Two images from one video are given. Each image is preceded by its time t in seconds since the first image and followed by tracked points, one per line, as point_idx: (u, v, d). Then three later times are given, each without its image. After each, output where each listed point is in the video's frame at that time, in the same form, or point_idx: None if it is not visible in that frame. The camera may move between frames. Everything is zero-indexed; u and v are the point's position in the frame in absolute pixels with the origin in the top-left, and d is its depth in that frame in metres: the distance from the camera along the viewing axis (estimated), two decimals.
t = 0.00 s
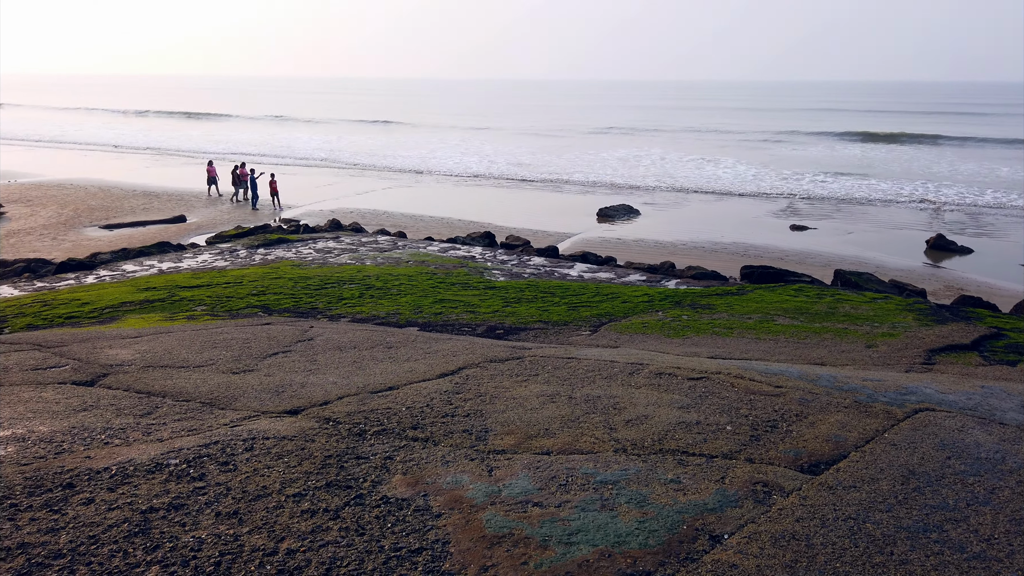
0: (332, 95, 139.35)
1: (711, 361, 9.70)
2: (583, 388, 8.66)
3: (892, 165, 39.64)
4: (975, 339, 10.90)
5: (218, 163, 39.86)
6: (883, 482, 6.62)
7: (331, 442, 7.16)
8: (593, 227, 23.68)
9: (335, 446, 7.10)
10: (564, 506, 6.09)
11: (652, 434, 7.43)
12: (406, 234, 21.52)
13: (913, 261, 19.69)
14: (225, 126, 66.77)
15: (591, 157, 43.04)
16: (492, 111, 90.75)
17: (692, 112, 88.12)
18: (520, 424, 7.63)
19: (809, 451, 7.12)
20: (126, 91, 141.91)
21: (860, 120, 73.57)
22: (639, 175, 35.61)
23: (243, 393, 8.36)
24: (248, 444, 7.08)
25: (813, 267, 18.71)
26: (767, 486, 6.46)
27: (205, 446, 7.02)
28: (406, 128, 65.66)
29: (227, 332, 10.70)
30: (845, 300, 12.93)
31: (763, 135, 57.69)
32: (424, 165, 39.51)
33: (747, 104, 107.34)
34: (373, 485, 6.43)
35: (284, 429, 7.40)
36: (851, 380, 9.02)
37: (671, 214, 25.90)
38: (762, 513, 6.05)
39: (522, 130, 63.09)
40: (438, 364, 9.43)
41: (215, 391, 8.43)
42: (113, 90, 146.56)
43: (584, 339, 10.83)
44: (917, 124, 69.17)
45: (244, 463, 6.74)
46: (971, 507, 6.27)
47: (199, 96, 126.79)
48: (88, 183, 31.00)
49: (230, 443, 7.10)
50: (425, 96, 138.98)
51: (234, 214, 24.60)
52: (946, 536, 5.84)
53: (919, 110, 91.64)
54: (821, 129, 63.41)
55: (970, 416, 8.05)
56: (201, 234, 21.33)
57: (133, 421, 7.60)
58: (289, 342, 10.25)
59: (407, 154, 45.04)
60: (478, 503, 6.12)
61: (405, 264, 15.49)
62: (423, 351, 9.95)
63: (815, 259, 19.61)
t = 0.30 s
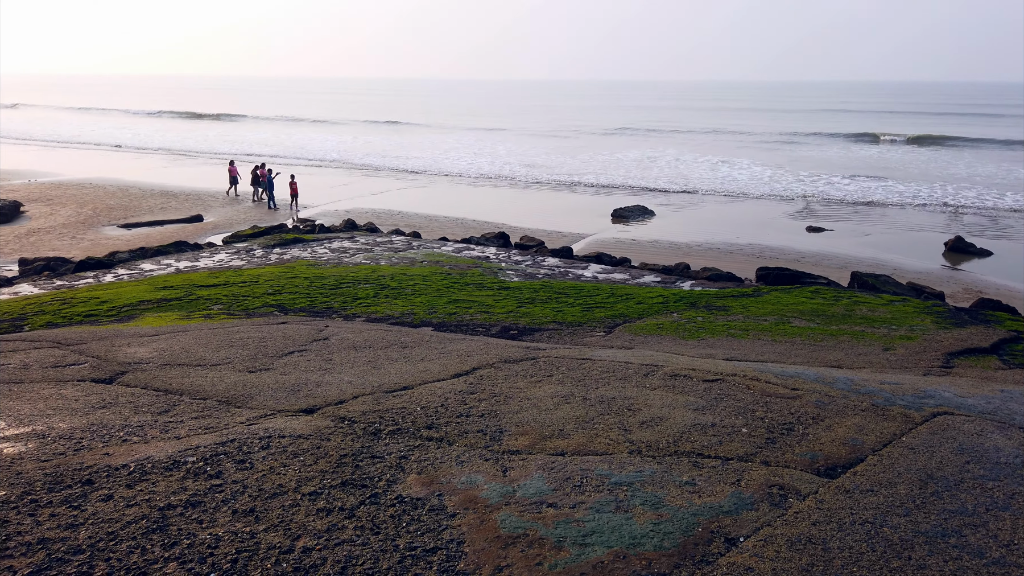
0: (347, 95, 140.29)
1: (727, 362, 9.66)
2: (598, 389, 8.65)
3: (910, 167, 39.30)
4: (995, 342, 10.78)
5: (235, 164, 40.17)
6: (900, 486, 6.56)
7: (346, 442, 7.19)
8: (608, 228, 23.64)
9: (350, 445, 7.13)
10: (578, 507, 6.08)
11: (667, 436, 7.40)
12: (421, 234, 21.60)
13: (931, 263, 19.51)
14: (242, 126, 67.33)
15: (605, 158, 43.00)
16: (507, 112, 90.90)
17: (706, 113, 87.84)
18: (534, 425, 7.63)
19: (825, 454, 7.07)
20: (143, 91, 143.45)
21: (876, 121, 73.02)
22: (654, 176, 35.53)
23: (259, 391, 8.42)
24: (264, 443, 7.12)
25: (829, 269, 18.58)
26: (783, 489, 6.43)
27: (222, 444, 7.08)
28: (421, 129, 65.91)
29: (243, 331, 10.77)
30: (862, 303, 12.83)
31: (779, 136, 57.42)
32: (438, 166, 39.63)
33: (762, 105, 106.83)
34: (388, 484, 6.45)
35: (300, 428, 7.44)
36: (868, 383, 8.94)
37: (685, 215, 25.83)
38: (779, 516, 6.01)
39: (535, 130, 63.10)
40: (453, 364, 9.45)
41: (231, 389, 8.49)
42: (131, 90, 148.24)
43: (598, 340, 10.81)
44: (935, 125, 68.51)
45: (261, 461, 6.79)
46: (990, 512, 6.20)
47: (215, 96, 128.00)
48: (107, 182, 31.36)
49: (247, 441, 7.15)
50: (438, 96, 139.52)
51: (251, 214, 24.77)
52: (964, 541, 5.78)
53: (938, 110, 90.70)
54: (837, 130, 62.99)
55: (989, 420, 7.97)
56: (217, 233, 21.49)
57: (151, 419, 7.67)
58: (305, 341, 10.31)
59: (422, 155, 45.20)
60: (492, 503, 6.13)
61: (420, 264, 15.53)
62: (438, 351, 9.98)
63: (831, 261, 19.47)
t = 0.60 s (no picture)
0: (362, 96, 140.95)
1: (744, 365, 9.61)
2: (615, 390, 8.63)
3: (931, 169, 38.88)
4: (1017, 346, 10.65)
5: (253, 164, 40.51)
6: (920, 490, 6.50)
7: (363, 440, 7.23)
8: (624, 229, 23.61)
9: (368, 444, 7.17)
10: (595, 508, 6.07)
11: (684, 438, 7.38)
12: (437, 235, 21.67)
13: (951, 266, 19.30)
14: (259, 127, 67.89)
15: (621, 159, 42.90)
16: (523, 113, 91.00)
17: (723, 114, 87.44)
18: (551, 425, 7.63)
19: (844, 457, 7.01)
20: (161, 92, 145.02)
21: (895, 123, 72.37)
22: (670, 177, 35.45)
23: (277, 389, 8.48)
24: (282, 441, 7.17)
25: (848, 271, 18.44)
26: (802, 492, 6.38)
27: (241, 442, 7.14)
28: (436, 129, 66.09)
29: (261, 329, 10.85)
30: (881, 305, 12.72)
31: (797, 138, 57.01)
32: (454, 167, 39.73)
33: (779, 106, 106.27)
34: (405, 483, 6.48)
35: (318, 426, 7.49)
36: (887, 386, 8.87)
37: (702, 216, 25.74)
38: (797, 519, 5.98)
39: (550, 131, 63.11)
40: (469, 364, 9.47)
41: (250, 387, 8.57)
42: (149, 91, 149.79)
43: (615, 341, 10.79)
44: (956, 127, 67.70)
45: (279, 459, 6.84)
46: (1013, 518, 6.12)
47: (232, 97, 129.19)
48: (128, 182, 31.74)
49: (265, 439, 7.20)
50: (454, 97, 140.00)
51: (269, 213, 24.96)
52: (986, 546, 5.72)
53: (957, 112, 89.89)
54: (855, 132, 62.49)
55: (1012, 425, 7.87)
56: (236, 232, 21.68)
57: (171, 416, 7.74)
58: (322, 340, 10.37)
59: (438, 155, 45.34)
60: (509, 503, 6.14)
61: (436, 264, 15.58)
62: (454, 351, 10.01)
63: (850, 263, 19.32)
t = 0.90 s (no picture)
0: (379, 96, 141.54)
1: (764, 367, 9.55)
2: (634, 391, 8.61)
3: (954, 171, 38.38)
4: None
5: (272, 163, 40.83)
6: (944, 495, 6.42)
7: (382, 439, 7.26)
8: (642, 230, 23.55)
9: (387, 442, 7.20)
10: (614, 509, 6.06)
11: (703, 440, 7.34)
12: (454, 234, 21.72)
13: (975, 268, 19.05)
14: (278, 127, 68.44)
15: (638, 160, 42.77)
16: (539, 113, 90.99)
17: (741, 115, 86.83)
18: (569, 426, 7.62)
19: (865, 461, 6.95)
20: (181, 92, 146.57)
21: (915, 124, 71.56)
22: (688, 178, 35.31)
23: (297, 388, 8.53)
24: (302, 438, 7.22)
25: (869, 274, 18.26)
26: (823, 495, 6.33)
27: (261, 439, 7.19)
28: (453, 130, 66.25)
29: (280, 327, 10.93)
30: (903, 308, 12.58)
31: (816, 139, 56.51)
32: (471, 167, 39.80)
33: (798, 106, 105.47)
34: (424, 482, 6.50)
35: (337, 425, 7.53)
36: (910, 390, 8.78)
37: (720, 217, 25.61)
38: (818, 523, 5.93)
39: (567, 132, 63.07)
40: (487, 364, 9.49)
41: (270, 385, 8.63)
42: (169, 91, 151.40)
43: (633, 342, 10.76)
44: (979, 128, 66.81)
45: (299, 456, 6.88)
46: None
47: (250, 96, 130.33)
48: (150, 181, 32.12)
49: (285, 436, 7.26)
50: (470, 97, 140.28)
51: (288, 212, 25.14)
52: (1012, 553, 5.63)
53: (978, 113, 88.76)
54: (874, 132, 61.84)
55: None
56: (255, 231, 21.85)
57: (192, 413, 7.81)
58: (341, 339, 10.42)
59: (456, 156, 45.45)
60: (528, 503, 6.14)
61: (453, 264, 15.62)
62: (472, 351, 10.02)
63: (870, 265, 19.13)
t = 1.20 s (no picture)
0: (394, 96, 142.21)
1: (781, 368, 9.49)
2: (649, 392, 8.59)
3: (974, 172, 37.93)
4: None
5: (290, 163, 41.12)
6: (963, 499, 6.35)
7: (398, 438, 7.29)
8: (658, 230, 23.48)
9: (403, 441, 7.23)
10: (629, 510, 6.05)
11: (719, 442, 7.31)
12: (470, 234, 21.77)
13: (996, 270, 18.81)
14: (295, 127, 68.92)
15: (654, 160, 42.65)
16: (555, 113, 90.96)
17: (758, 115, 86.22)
18: (585, 426, 7.62)
19: (883, 464, 6.90)
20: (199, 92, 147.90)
21: (935, 124, 70.70)
22: (704, 179, 35.17)
23: (314, 386, 8.59)
24: (319, 437, 7.27)
25: (887, 275, 18.09)
26: (840, 499, 6.28)
27: (278, 437, 7.25)
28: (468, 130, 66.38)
29: (297, 326, 11.01)
30: (923, 310, 12.45)
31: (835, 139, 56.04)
32: (486, 167, 39.87)
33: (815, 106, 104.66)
34: (439, 481, 6.52)
35: (353, 423, 7.57)
36: (929, 393, 8.69)
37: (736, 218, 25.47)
38: (836, 526, 5.88)
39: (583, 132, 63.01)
40: (503, 364, 9.50)
41: (287, 383, 8.70)
42: (187, 91, 152.82)
43: (649, 343, 10.74)
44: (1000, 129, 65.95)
45: (316, 454, 6.93)
46: None
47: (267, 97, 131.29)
48: (169, 180, 32.46)
49: (302, 434, 7.31)
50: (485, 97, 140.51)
51: (305, 211, 25.30)
52: None
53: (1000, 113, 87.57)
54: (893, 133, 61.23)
55: None
56: (272, 230, 22.01)
57: (210, 411, 7.89)
58: (357, 338, 10.48)
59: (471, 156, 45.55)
60: (543, 504, 6.14)
61: (469, 263, 15.64)
62: (488, 351, 10.04)
63: (889, 267, 18.95)
